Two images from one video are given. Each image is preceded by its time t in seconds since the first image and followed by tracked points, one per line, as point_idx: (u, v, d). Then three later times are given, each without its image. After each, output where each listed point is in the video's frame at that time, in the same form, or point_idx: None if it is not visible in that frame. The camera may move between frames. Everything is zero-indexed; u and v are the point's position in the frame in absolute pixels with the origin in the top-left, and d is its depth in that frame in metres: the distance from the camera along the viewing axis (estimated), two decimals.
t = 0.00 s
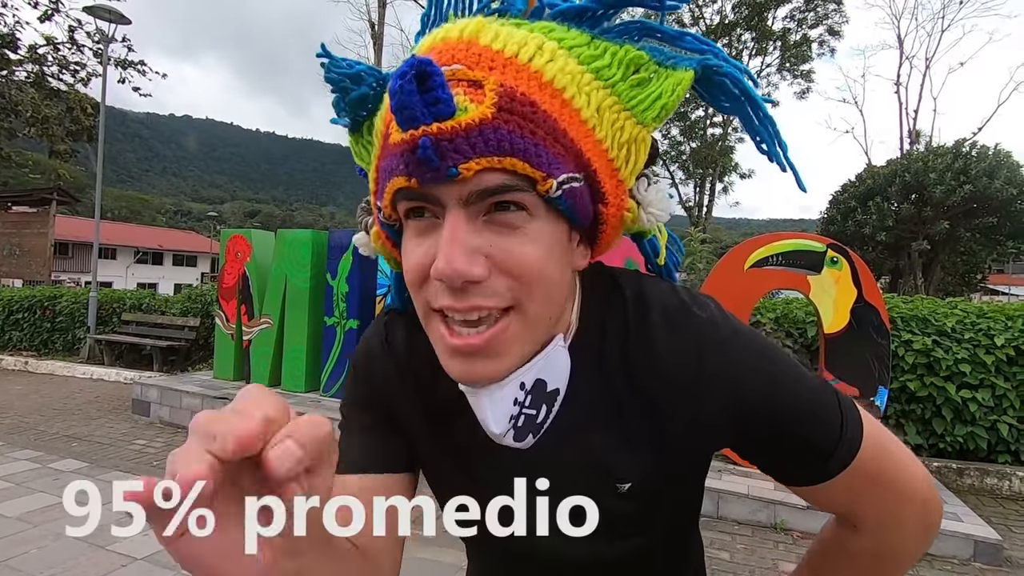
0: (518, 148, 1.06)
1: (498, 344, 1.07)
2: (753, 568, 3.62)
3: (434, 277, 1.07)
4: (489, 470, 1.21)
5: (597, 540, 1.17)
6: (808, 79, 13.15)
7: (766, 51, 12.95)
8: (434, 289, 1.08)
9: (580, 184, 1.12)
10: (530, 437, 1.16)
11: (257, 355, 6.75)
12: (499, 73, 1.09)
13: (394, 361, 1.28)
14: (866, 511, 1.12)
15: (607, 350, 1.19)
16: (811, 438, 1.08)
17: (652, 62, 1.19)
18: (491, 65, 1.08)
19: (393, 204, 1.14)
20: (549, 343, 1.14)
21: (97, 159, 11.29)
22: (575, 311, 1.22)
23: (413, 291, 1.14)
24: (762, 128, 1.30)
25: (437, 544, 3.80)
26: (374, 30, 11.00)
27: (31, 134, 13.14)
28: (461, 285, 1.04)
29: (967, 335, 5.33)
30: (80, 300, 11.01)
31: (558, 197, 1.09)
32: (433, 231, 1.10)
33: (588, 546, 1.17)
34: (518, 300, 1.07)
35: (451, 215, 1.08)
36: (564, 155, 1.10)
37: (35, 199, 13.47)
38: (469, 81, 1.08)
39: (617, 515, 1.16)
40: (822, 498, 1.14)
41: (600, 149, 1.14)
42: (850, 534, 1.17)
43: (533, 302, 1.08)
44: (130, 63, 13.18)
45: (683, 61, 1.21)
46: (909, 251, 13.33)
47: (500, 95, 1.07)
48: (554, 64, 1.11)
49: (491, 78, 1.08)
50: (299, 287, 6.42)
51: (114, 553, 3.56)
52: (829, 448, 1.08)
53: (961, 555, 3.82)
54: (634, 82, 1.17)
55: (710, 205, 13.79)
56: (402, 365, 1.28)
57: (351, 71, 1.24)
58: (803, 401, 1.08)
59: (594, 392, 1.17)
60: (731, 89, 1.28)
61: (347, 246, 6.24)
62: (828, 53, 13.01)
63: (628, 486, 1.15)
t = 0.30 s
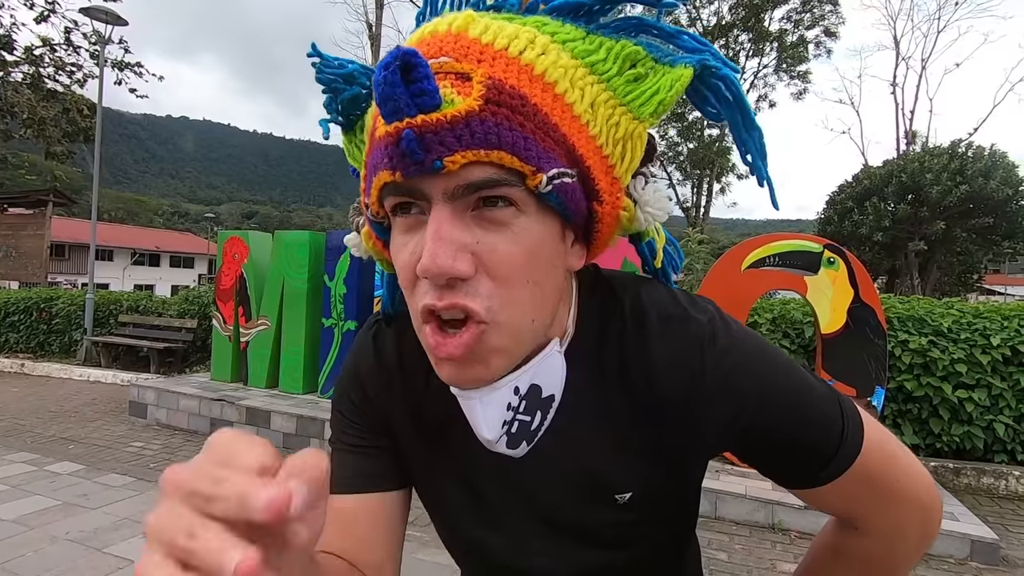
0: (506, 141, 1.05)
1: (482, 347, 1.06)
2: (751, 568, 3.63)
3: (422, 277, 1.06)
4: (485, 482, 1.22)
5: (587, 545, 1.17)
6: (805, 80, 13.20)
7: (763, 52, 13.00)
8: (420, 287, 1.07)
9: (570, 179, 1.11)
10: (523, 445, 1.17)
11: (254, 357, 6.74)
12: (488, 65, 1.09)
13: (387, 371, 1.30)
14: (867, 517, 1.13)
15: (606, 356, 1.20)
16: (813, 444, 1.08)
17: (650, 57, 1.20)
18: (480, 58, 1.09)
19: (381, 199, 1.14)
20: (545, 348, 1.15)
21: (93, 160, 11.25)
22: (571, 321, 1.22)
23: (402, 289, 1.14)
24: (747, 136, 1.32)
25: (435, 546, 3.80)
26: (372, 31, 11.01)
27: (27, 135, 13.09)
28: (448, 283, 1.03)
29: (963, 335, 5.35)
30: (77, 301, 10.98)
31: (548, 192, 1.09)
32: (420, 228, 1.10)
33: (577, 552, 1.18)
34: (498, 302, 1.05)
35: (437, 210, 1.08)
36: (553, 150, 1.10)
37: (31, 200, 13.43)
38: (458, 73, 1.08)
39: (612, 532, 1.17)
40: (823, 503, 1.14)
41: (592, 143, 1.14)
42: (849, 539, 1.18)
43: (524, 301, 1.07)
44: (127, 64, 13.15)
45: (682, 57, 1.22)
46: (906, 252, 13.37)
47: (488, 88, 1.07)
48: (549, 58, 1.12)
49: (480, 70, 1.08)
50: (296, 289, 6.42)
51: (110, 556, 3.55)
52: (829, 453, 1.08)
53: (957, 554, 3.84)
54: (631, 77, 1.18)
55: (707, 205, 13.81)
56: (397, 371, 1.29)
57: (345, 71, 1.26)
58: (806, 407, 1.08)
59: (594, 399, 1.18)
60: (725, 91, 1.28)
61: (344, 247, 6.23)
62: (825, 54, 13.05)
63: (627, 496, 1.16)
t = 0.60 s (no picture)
0: (518, 98, 1.07)
1: (487, 292, 1.07)
2: (751, 569, 3.62)
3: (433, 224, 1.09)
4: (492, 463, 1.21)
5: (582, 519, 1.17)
6: (805, 81, 13.22)
7: (763, 54, 13.02)
8: (433, 233, 1.09)
9: (578, 141, 1.11)
10: (524, 412, 1.16)
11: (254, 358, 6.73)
12: (506, 35, 1.11)
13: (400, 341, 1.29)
14: (869, 508, 1.13)
15: (610, 336, 1.20)
16: (817, 432, 1.07)
17: (657, 44, 1.21)
18: (499, 29, 1.11)
19: (401, 156, 1.17)
20: (550, 317, 1.16)
21: (94, 162, 11.25)
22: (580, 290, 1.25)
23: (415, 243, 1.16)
24: (754, 125, 1.30)
25: (435, 547, 3.80)
26: (372, 32, 11.03)
27: (27, 136, 13.10)
28: (457, 226, 1.05)
29: (964, 336, 5.35)
30: (78, 303, 10.98)
31: (555, 150, 1.09)
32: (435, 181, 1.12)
33: (577, 529, 1.18)
34: (518, 245, 1.07)
35: (452, 162, 1.10)
36: (564, 113, 1.11)
37: (32, 201, 13.45)
38: (477, 42, 1.10)
39: (616, 510, 1.17)
40: (825, 493, 1.14)
41: (600, 112, 1.15)
42: (852, 529, 1.18)
43: (528, 253, 1.08)
44: (128, 66, 13.16)
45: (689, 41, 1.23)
46: (905, 253, 13.38)
47: (505, 53, 1.09)
48: (562, 35, 1.13)
49: (498, 40, 1.10)
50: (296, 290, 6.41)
51: (111, 558, 3.55)
52: (832, 441, 1.08)
53: (959, 556, 3.83)
54: (641, 58, 1.19)
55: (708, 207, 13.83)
56: (409, 341, 1.28)
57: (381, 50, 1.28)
58: (812, 395, 1.08)
59: (601, 378, 1.18)
60: (727, 75, 1.28)
61: (345, 248, 6.23)
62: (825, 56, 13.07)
63: (630, 474, 1.16)
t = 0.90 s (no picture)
0: (492, 137, 1.07)
1: (474, 331, 1.08)
2: (751, 570, 3.62)
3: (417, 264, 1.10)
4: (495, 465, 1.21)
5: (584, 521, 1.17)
6: (805, 82, 13.24)
7: (763, 55, 13.04)
8: (419, 274, 1.10)
9: (559, 172, 1.11)
10: (523, 429, 1.17)
11: (255, 359, 6.73)
12: (481, 67, 1.11)
13: (411, 352, 1.29)
14: (875, 512, 1.12)
15: (618, 341, 1.20)
16: (821, 437, 1.07)
17: (654, 55, 1.21)
18: (476, 61, 1.11)
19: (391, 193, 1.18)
20: (549, 338, 1.17)
21: (94, 162, 11.24)
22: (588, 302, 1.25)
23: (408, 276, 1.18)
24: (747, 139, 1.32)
25: (434, 548, 3.80)
26: (373, 33, 11.05)
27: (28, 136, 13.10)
28: (435, 269, 1.05)
29: (964, 337, 5.34)
30: (78, 303, 10.98)
31: (533, 185, 1.09)
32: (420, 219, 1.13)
33: (583, 532, 1.18)
34: (496, 287, 1.06)
35: (431, 202, 1.10)
36: (542, 148, 1.10)
37: (32, 201, 13.46)
38: (455, 76, 1.11)
39: (621, 513, 1.16)
40: (831, 497, 1.13)
41: (586, 135, 1.15)
42: (858, 533, 1.18)
43: (507, 291, 1.07)
44: (128, 66, 13.16)
45: (687, 54, 1.23)
46: (906, 254, 13.38)
47: (481, 88, 1.09)
48: (544, 58, 1.12)
49: (474, 73, 1.10)
50: (296, 290, 6.41)
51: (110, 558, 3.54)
52: (836, 447, 1.08)
53: (959, 557, 3.83)
54: (634, 71, 1.19)
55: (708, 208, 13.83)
56: (420, 351, 1.29)
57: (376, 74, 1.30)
58: (812, 398, 1.08)
59: (608, 381, 1.18)
60: (725, 92, 1.28)
61: (344, 249, 6.23)
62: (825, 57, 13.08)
63: (634, 480, 1.15)
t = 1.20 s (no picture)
0: (496, 162, 1.08)
1: (481, 343, 1.08)
2: (751, 571, 3.62)
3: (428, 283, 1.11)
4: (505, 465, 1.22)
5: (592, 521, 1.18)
6: (806, 83, 13.25)
7: (764, 55, 13.05)
8: (429, 293, 1.11)
9: (564, 194, 1.12)
10: (532, 436, 1.18)
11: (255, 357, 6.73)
12: (485, 89, 1.11)
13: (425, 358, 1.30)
14: (879, 512, 1.12)
15: (628, 344, 1.21)
16: (826, 441, 1.07)
17: (661, 65, 1.21)
18: (481, 84, 1.11)
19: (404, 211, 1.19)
20: (557, 347, 1.17)
21: (95, 161, 11.24)
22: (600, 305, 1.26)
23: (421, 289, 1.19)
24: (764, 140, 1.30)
25: (434, 547, 3.80)
26: (374, 33, 11.07)
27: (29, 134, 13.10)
28: (446, 288, 1.06)
29: (965, 338, 5.34)
30: (78, 301, 10.99)
31: (536, 208, 1.09)
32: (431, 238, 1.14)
33: (595, 533, 1.18)
34: (504, 304, 1.07)
35: (440, 225, 1.12)
36: (544, 170, 1.10)
37: (32, 199, 13.50)
38: (460, 100, 1.11)
39: (632, 515, 1.17)
40: (837, 498, 1.13)
41: (591, 154, 1.15)
42: (863, 533, 1.18)
43: (515, 309, 1.08)
44: (129, 64, 13.15)
45: (691, 65, 1.22)
46: (906, 255, 13.38)
47: (486, 111, 1.09)
48: (549, 77, 1.12)
49: (478, 96, 1.11)
50: (297, 290, 6.41)
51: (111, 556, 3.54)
52: (845, 449, 1.07)
53: (959, 558, 3.83)
54: (641, 84, 1.19)
55: (708, 208, 13.82)
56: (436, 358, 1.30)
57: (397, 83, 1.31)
58: (815, 400, 1.08)
59: (618, 387, 1.18)
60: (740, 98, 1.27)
61: (345, 248, 6.22)
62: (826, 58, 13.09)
63: (644, 483, 1.16)
